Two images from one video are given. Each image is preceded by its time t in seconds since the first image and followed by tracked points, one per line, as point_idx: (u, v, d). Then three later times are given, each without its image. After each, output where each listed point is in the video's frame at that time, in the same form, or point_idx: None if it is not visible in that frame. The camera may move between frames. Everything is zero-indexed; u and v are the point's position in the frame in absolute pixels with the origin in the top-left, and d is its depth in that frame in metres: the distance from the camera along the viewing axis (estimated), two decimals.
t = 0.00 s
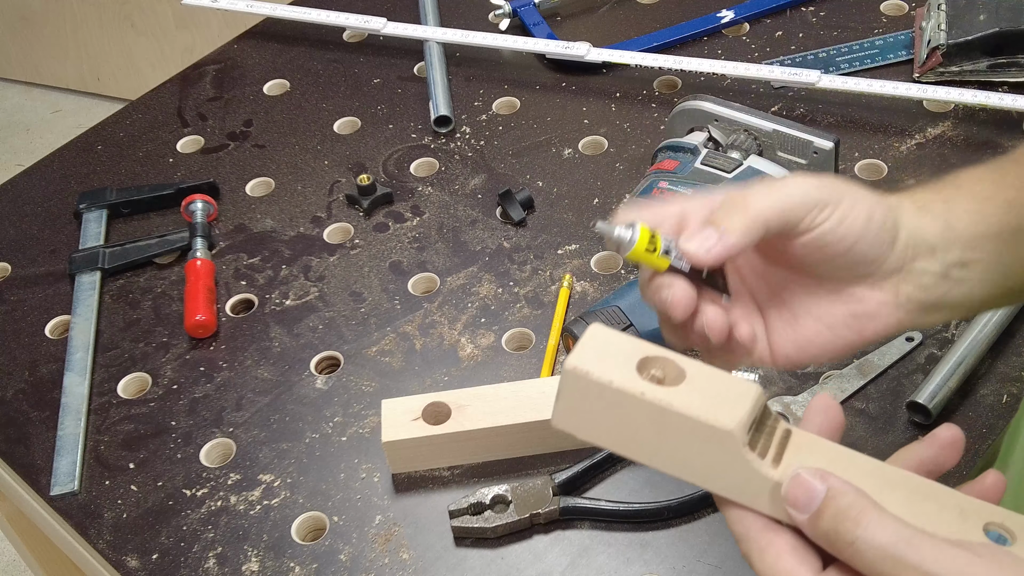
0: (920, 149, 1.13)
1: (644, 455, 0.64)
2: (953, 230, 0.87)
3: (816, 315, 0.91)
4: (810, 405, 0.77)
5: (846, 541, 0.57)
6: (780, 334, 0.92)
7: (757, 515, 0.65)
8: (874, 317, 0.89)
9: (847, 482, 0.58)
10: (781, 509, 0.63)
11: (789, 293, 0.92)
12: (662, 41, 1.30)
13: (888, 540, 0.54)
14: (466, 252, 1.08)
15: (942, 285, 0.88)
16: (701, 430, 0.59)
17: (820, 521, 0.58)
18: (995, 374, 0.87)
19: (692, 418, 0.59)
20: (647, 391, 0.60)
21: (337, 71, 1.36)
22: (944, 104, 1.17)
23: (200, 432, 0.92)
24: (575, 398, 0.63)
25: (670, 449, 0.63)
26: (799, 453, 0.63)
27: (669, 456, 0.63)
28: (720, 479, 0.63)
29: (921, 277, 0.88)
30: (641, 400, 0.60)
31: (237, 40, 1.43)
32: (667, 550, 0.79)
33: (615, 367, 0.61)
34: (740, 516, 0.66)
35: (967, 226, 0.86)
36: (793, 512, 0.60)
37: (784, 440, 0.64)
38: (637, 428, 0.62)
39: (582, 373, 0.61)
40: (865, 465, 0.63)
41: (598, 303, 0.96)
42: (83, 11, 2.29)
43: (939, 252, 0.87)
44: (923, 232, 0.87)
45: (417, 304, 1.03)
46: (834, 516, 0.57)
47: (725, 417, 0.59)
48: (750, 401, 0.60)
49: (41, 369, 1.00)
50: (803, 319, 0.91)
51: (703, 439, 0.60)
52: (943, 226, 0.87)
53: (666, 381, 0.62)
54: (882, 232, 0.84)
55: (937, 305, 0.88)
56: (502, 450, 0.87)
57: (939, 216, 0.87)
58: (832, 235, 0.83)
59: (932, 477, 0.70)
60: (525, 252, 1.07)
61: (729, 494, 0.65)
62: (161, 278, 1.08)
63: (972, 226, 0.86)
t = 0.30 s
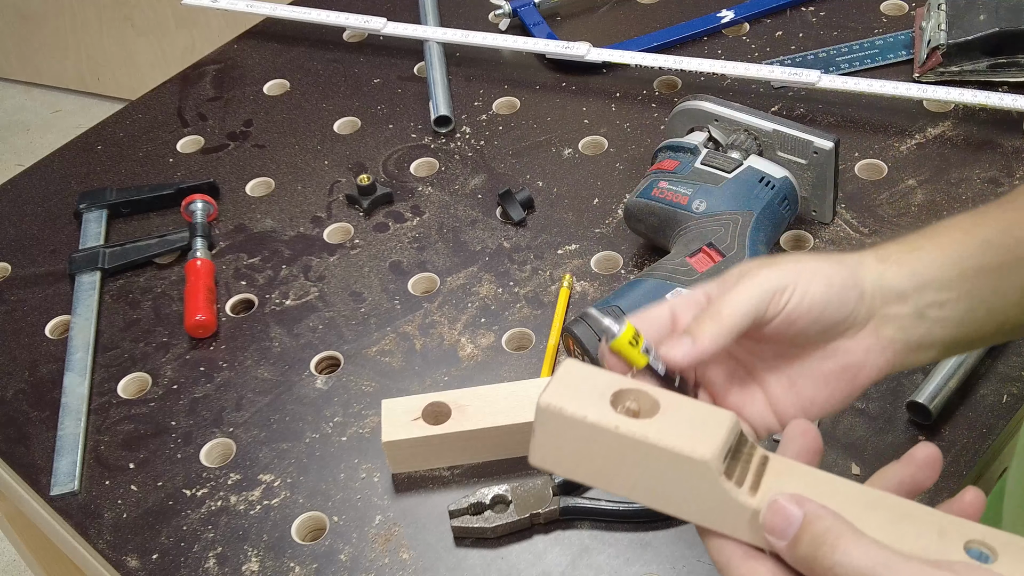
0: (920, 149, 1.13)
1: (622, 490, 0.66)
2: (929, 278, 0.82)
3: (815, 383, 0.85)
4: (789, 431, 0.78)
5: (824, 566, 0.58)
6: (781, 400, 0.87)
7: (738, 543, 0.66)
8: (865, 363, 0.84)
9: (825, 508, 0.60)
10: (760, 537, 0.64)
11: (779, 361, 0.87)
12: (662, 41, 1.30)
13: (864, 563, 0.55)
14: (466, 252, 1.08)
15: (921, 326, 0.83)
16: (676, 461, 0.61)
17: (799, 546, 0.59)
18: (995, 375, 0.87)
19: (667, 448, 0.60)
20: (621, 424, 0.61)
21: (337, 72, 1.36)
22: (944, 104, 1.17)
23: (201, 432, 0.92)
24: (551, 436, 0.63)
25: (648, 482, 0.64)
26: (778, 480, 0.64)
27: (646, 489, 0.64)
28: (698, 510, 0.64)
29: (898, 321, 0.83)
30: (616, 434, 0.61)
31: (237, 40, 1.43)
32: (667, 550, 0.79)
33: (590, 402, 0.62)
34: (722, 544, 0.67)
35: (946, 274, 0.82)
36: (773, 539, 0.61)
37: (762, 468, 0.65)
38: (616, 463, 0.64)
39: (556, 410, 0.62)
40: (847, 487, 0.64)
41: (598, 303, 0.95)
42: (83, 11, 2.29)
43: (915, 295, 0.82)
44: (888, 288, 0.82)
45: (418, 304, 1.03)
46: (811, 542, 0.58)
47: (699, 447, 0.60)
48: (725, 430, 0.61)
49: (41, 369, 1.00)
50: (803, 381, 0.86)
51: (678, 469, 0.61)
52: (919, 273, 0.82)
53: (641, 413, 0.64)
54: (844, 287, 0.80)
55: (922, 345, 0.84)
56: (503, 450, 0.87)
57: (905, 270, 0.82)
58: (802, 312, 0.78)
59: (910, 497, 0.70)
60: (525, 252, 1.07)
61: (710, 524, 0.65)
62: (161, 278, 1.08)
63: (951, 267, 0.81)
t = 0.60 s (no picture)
0: (920, 149, 1.13)
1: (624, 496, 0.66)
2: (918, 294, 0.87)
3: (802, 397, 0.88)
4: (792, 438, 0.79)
5: (823, 569, 0.58)
6: (780, 418, 0.88)
7: (739, 547, 0.67)
8: (853, 374, 0.87)
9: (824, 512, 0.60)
10: (762, 542, 0.64)
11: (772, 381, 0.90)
12: (662, 41, 1.30)
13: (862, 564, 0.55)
14: (466, 252, 1.08)
15: (906, 339, 0.87)
16: (678, 466, 0.61)
17: (798, 550, 0.59)
18: (995, 375, 0.87)
19: (668, 453, 0.61)
20: (623, 428, 0.61)
21: (337, 72, 1.36)
22: (944, 104, 1.17)
23: (201, 432, 0.92)
24: (553, 440, 0.64)
25: (649, 487, 0.64)
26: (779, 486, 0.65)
27: (648, 494, 0.64)
28: (700, 516, 0.64)
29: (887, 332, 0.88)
30: (618, 438, 0.61)
31: (237, 40, 1.43)
32: (667, 550, 0.79)
33: (591, 407, 0.63)
34: (723, 549, 0.67)
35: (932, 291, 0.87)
36: (773, 543, 0.62)
37: (764, 474, 0.65)
38: (618, 469, 0.64)
39: (559, 413, 0.62)
40: (846, 492, 0.64)
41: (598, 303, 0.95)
42: (84, 12, 2.29)
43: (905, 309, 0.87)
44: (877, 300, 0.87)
45: (418, 304, 1.03)
46: (809, 544, 0.58)
47: (700, 452, 0.60)
48: (727, 436, 0.62)
49: (41, 369, 1.00)
50: (798, 397, 0.88)
51: (680, 473, 0.62)
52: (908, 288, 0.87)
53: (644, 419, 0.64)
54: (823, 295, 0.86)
55: (909, 358, 0.87)
56: (503, 450, 0.87)
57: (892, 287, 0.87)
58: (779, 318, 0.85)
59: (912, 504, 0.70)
60: (525, 252, 1.07)
61: (713, 530, 0.65)
62: (161, 278, 1.08)
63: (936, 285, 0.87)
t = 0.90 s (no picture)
0: (920, 149, 1.13)
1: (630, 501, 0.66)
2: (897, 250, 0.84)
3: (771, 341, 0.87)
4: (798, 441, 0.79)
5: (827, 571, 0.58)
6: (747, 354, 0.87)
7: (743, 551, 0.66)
8: (825, 322, 0.87)
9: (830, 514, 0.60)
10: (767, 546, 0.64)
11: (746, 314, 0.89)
12: (662, 41, 1.30)
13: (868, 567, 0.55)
14: (466, 252, 1.08)
15: (881, 293, 0.85)
16: (685, 468, 0.62)
17: (803, 552, 0.59)
18: (995, 375, 0.87)
19: (675, 454, 0.62)
20: (630, 431, 0.63)
21: (337, 72, 1.36)
22: (944, 104, 1.17)
23: (201, 433, 0.92)
24: (560, 444, 0.65)
25: (656, 491, 0.65)
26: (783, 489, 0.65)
27: (655, 498, 0.65)
28: (706, 520, 0.65)
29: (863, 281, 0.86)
30: (625, 440, 0.63)
31: (237, 40, 1.43)
32: (668, 550, 0.79)
33: (599, 410, 0.64)
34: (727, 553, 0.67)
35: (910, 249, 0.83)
36: (778, 545, 0.62)
37: (770, 477, 0.65)
38: (623, 471, 0.65)
39: (566, 417, 0.63)
40: (849, 495, 0.64)
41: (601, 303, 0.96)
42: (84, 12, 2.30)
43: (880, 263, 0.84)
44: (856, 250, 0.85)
45: (418, 304, 1.03)
46: (814, 547, 0.58)
47: (706, 453, 0.62)
48: (732, 439, 0.63)
49: (41, 369, 1.00)
50: (768, 335, 0.88)
51: (685, 477, 0.62)
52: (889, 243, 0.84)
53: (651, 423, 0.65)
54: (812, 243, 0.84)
55: (882, 312, 0.85)
56: (503, 451, 0.87)
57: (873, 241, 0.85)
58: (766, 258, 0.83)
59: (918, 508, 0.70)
60: (526, 252, 1.07)
61: (719, 534, 0.65)
62: (161, 278, 1.08)
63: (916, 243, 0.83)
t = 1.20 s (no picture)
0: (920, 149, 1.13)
1: (632, 470, 0.65)
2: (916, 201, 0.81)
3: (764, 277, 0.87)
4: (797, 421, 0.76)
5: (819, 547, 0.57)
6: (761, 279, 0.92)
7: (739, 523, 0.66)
8: (845, 267, 0.87)
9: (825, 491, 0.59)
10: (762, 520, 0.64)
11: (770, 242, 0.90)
12: (662, 41, 1.30)
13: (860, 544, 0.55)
14: (466, 252, 1.08)
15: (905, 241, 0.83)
16: (682, 442, 0.61)
17: (796, 528, 0.59)
18: (996, 375, 0.87)
19: (674, 428, 0.61)
20: (631, 403, 0.62)
21: (337, 72, 1.36)
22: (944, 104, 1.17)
23: (201, 433, 0.92)
24: (564, 413, 0.64)
25: (658, 461, 0.64)
26: (781, 466, 0.64)
27: (655, 468, 0.64)
28: (705, 491, 0.64)
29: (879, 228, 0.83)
30: (625, 411, 0.62)
31: (237, 40, 1.43)
32: (668, 550, 0.79)
33: (602, 380, 0.63)
34: (723, 525, 0.67)
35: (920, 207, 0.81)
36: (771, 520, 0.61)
37: (768, 454, 0.65)
38: (624, 442, 0.64)
39: (569, 386, 0.63)
40: (847, 477, 0.63)
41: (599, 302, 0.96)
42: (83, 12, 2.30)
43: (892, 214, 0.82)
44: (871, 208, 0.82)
45: (418, 304, 1.03)
46: (806, 526, 0.58)
47: (708, 427, 0.61)
48: (732, 414, 0.62)
49: (41, 369, 1.00)
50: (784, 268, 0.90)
51: (685, 451, 0.62)
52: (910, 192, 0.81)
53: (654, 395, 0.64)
54: (849, 212, 0.80)
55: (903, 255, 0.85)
56: (503, 451, 0.87)
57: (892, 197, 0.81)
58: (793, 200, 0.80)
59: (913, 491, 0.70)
60: (526, 252, 1.07)
61: (717, 505, 0.65)
62: (161, 278, 1.08)
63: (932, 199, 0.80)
